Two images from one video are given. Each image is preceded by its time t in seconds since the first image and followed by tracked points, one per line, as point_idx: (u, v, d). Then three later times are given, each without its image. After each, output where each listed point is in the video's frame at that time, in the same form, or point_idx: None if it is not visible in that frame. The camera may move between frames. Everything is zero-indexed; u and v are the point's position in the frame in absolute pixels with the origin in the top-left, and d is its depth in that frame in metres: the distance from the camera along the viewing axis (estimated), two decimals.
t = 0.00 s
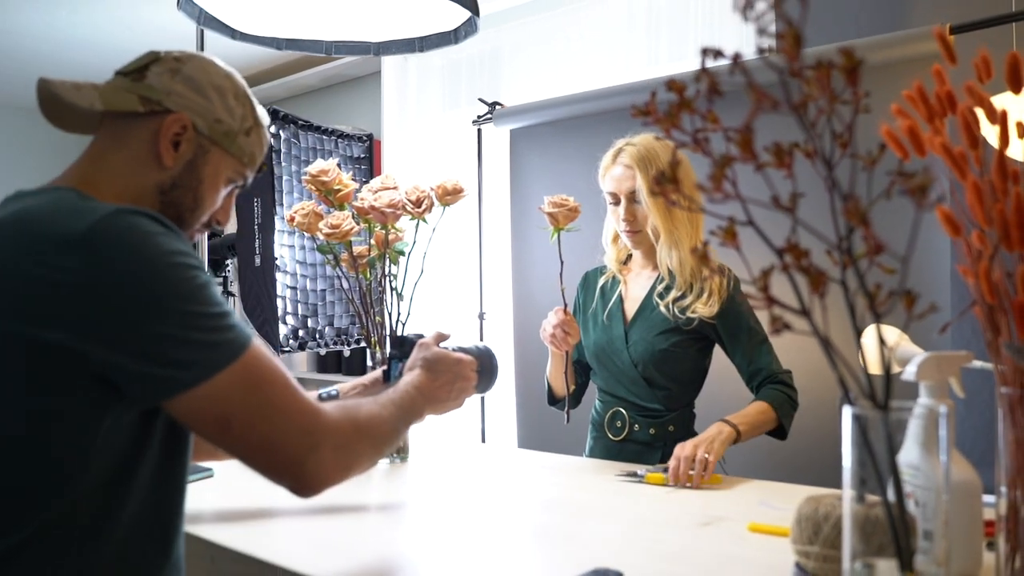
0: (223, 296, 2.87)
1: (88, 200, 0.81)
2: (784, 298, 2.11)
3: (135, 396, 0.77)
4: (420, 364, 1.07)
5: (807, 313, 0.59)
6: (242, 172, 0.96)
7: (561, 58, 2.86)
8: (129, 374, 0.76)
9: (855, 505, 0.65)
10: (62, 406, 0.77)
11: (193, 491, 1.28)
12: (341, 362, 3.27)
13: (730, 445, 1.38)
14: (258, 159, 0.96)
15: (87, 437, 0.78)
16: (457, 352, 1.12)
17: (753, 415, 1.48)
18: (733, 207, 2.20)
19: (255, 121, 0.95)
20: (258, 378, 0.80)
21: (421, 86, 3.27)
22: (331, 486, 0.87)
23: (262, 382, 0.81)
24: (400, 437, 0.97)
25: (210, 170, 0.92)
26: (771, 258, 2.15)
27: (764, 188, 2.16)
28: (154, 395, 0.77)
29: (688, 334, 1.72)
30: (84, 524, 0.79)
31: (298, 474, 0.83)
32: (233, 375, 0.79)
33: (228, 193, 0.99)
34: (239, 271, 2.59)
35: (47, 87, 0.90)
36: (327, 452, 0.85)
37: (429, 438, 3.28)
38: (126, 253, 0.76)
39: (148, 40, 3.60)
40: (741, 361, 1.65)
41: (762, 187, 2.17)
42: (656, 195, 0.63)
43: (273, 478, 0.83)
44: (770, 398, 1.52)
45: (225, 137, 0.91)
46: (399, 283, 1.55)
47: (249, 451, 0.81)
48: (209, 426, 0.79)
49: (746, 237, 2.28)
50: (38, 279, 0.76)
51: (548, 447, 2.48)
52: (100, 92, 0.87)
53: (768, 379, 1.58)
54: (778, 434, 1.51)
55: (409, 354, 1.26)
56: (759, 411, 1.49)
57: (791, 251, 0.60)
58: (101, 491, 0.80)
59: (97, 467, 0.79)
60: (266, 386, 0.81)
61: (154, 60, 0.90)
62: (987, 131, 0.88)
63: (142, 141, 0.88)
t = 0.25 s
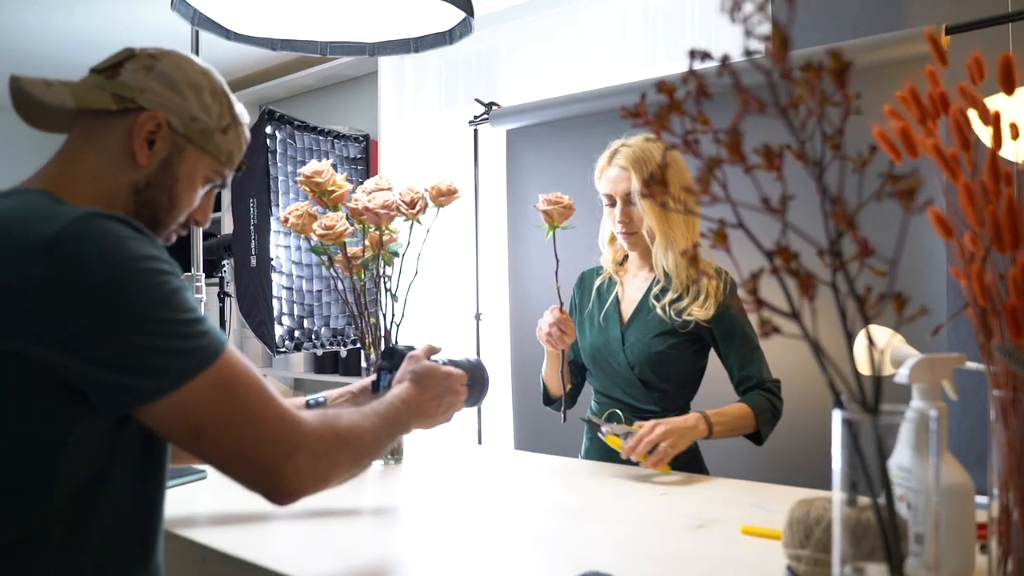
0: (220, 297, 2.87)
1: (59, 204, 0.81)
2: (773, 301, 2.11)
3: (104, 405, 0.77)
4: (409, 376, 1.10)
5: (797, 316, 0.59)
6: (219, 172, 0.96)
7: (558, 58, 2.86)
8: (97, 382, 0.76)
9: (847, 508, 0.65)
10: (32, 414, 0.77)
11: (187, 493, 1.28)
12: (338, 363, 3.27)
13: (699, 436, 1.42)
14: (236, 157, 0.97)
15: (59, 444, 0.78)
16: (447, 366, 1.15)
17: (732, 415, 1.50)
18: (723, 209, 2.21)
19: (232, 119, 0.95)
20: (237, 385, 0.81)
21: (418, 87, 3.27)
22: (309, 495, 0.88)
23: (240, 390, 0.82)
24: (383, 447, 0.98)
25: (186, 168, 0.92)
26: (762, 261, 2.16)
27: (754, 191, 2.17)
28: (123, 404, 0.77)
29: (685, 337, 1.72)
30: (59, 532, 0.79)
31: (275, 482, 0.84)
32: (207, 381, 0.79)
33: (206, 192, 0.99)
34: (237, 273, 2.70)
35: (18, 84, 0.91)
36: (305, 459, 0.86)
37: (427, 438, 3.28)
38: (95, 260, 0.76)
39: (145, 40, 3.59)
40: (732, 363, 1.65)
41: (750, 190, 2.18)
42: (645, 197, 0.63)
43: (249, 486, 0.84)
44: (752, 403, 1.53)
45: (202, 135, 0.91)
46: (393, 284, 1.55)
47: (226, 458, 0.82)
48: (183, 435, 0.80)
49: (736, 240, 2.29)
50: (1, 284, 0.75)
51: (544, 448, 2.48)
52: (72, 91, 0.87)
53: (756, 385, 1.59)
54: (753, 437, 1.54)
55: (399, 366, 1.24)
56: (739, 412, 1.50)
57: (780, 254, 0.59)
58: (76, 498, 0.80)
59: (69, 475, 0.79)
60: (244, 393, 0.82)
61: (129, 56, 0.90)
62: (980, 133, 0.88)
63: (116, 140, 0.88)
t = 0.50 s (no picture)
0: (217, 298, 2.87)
1: (42, 208, 0.81)
2: (765, 302, 2.12)
3: (88, 410, 0.77)
4: (400, 382, 1.10)
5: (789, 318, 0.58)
6: (206, 172, 0.96)
7: (554, 58, 2.86)
8: (80, 389, 0.76)
9: (839, 512, 0.65)
10: (18, 421, 0.78)
11: (180, 496, 1.27)
12: (335, 363, 3.27)
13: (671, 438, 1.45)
14: (223, 158, 0.97)
15: (42, 451, 0.78)
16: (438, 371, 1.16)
17: (709, 419, 1.50)
18: (716, 212, 2.22)
19: (220, 120, 0.95)
20: (223, 390, 0.81)
21: (415, 87, 3.27)
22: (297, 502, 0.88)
23: (227, 395, 0.81)
24: (371, 454, 0.97)
25: (172, 169, 0.92)
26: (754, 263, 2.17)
27: (747, 193, 2.17)
28: (111, 411, 0.77)
29: (681, 337, 1.71)
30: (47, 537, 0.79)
31: (263, 488, 0.84)
32: (194, 386, 0.79)
33: (192, 193, 0.99)
34: (233, 273, 2.72)
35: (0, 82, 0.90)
36: (292, 465, 0.86)
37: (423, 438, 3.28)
38: (79, 266, 0.75)
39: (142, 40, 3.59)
40: (719, 361, 1.65)
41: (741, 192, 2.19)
42: (635, 199, 0.62)
43: (236, 492, 0.84)
44: (730, 409, 1.53)
45: (188, 135, 0.91)
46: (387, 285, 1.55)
47: (214, 465, 0.81)
48: (169, 440, 0.79)
49: (728, 242, 2.29)
50: None
51: (540, 448, 2.48)
52: (57, 90, 0.86)
53: (738, 392, 1.58)
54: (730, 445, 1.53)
55: (390, 371, 1.25)
56: (716, 416, 1.51)
57: (771, 257, 0.59)
58: (65, 502, 0.81)
59: (55, 480, 0.79)
60: (231, 399, 0.81)
61: (115, 55, 0.89)
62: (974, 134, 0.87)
63: (100, 140, 0.87)
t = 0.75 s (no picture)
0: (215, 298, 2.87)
1: (35, 206, 0.81)
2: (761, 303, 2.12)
3: (83, 410, 0.76)
4: (397, 377, 1.10)
5: (785, 319, 0.58)
6: (200, 168, 0.96)
7: (552, 58, 2.85)
8: (74, 389, 0.75)
9: (835, 513, 0.64)
10: (17, 420, 0.78)
11: (178, 496, 1.28)
12: (334, 363, 3.26)
13: (665, 438, 1.45)
14: (217, 154, 0.96)
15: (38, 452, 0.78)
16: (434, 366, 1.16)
17: (702, 421, 1.50)
18: (712, 212, 2.22)
19: (214, 115, 0.94)
20: (221, 389, 0.81)
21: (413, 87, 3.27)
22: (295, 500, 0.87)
23: (225, 393, 0.81)
24: (369, 451, 0.97)
25: (166, 165, 0.91)
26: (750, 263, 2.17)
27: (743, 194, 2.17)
28: (107, 411, 0.76)
29: (680, 337, 1.71)
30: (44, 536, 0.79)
31: (262, 487, 0.83)
32: (191, 386, 0.79)
33: (186, 189, 0.99)
34: (231, 273, 2.72)
35: None
36: (290, 463, 0.85)
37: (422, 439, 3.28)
38: (72, 264, 0.75)
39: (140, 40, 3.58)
40: (716, 361, 1.65)
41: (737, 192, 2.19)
42: (631, 199, 0.62)
43: (234, 491, 0.83)
44: (724, 410, 1.53)
45: (182, 131, 0.90)
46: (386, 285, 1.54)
47: (213, 465, 0.81)
48: (166, 440, 0.79)
49: (724, 242, 2.29)
50: None
51: (538, 448, 2.48)
52: (48, 86, 0.86)
53: (732, 393, 1.58)
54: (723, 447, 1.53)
55: (384, 367, 1.27)
56: (710, 418, 1.51)
57: (767, 257, 0.59)
58: (63, 502, 0.81)
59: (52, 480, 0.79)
60: (228, 398, 0.81)
61: (106, 50, 0.89)
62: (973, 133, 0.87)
63: (93, 136, 0.87)
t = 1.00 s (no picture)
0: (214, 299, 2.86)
1: (39, 210, 0.81)
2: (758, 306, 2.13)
3: (84, 415, 0.76)
4: (398, 385, 1.11)
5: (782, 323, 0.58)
6: (204, 170, 0.96)
7: (551, 59, 2.85)
8: (76, 395, 0.75)
9: (832, 518, 0.64)
10: (15, 424, 0.77)
11: (175, 499, 1.27)
12: (333, 364, 3.26)
13: (664, 440, 1.45)
14: (221, 155, 0.97)
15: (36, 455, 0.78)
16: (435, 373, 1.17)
17: (700, 423, 1.50)
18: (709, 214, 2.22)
19: (217, 117, 0.95)
20: (223, 394, 0.81)
21: (412, 87, 3.27)
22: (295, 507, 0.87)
23: (227, 399, 0.81)
24: (369, 459, 0.97)
25: (170, 168, 0.92)
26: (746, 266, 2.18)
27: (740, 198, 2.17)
28: (109, 417, 0.76)
29: (679, 337, 1.71)
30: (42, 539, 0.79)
31: (261, 494, 0.83)
32: (194, 391, 0.79)
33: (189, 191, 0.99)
34: (229, 274, 2.72)
35: None
36: (291, 471, 0.86)
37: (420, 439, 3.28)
38: (76, 269, 0.75)
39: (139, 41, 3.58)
40: (715, 362, 1.65)
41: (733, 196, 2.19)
42: (628, 202, 0.62)
43: (235, 498, 0.83)
44: (722, 412, 1.53)
45: (185, 134, 0.91)
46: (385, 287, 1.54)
47: (213, 470, 0.81)
48: (168, 445, 0.79)
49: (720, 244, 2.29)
50: None
51: (537, 450, 2.48)
52: (49, 89, 0.86)
53: (730, 395, 1.58)
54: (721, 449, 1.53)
55: (385, 374, 1.26)
56: (706, 421, 1.51)
57: (765, 261, 0.59)
58: (62, 503, 0.80)
59: (51, 482, 0.79)
60: (230, 404, 0.81)
61: (109, 53, 0.89)
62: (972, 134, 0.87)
63: (97, 139, 0.87)
